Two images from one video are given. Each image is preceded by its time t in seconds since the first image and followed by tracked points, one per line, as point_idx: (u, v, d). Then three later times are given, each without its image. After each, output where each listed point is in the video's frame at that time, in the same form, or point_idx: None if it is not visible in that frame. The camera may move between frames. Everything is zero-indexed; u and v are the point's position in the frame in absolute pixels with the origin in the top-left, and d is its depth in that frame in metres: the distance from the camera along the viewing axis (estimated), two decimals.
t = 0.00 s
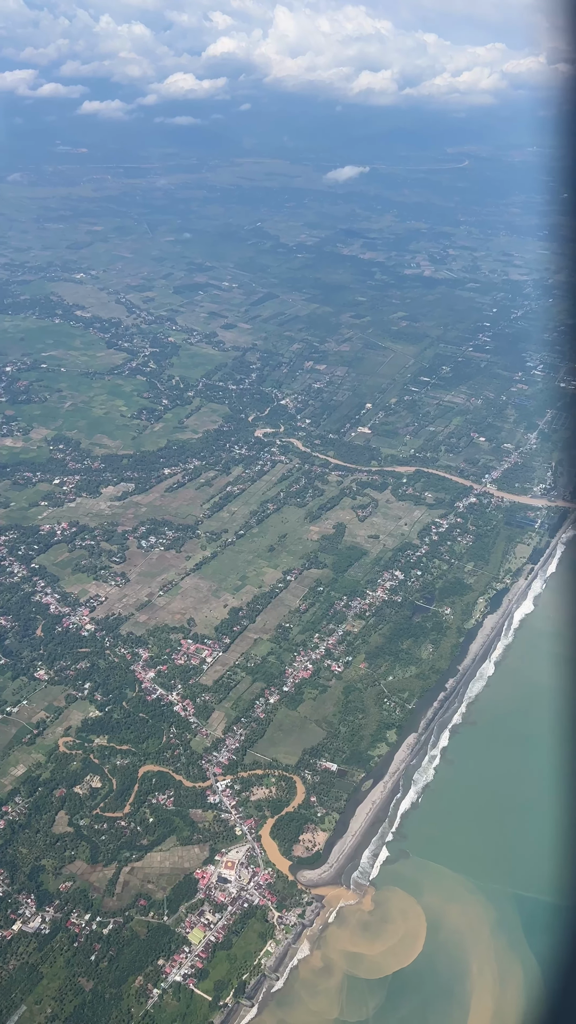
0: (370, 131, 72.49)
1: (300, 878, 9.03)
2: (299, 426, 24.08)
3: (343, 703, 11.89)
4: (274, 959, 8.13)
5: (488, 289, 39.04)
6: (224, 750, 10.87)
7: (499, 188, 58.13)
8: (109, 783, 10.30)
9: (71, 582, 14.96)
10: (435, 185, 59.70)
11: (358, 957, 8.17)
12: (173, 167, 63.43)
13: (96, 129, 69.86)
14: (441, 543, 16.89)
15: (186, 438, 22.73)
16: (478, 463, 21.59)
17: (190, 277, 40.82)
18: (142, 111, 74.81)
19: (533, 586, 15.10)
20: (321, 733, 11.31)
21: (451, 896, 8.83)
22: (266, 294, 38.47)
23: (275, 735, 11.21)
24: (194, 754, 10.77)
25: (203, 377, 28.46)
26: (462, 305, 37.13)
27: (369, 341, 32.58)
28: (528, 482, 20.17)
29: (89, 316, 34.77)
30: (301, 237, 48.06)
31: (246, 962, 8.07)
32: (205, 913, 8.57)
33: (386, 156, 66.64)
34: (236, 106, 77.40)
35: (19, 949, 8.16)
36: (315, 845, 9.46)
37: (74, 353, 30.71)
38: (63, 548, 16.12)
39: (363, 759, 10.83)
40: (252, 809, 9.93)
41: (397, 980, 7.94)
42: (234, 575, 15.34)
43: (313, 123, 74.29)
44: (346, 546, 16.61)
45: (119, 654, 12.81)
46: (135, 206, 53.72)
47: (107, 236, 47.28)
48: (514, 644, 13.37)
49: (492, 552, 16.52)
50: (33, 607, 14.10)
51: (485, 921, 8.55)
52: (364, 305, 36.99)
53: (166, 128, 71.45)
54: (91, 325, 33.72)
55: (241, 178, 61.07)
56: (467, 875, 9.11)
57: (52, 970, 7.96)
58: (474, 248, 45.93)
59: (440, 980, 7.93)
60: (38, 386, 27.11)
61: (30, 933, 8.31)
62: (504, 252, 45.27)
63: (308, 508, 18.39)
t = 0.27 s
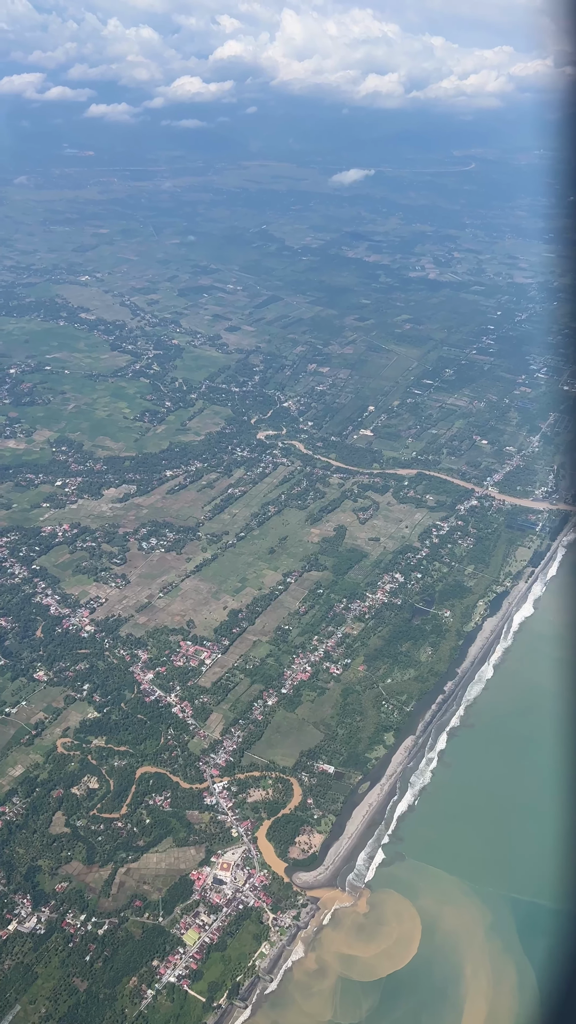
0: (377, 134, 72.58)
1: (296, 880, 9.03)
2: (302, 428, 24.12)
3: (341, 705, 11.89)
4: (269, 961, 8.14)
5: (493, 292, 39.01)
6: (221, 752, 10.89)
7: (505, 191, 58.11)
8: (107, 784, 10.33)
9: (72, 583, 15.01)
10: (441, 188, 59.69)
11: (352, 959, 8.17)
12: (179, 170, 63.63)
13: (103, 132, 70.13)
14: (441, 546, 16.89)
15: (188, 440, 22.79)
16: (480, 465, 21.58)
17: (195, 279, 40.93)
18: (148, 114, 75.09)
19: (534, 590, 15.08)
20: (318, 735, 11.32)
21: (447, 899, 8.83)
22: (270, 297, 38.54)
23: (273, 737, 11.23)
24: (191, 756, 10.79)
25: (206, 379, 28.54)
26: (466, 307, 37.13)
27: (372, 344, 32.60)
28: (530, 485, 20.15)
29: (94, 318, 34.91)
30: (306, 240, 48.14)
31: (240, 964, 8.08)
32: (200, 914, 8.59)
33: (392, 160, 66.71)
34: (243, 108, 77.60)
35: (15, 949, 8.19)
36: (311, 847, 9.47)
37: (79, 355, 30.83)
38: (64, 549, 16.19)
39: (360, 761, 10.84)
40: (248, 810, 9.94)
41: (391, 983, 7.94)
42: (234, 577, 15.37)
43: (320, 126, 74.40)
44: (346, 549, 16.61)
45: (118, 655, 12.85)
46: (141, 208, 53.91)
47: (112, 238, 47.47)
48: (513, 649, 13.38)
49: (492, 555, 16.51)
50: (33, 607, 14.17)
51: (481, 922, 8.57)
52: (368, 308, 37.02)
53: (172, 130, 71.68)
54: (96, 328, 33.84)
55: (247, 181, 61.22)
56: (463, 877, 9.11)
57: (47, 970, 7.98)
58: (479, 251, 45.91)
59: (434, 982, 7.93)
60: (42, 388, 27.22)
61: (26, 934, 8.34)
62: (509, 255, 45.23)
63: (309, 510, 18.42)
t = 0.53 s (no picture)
0: (384, 137, 72.65)
1: (292, 882, 9.04)
2: (305, 432, 24.15)
3: (340, 708, 11.89)
4: (264, 963, 8.15)
5: (498, 295, 38.97)
6: (219, 754, 10.92)
7: (511, 194, 58.08)
8: (105, 785, 10.36)
9: (73, 585, 15.07)
10: (447, 191, 59.66)
11: (347, 962, 8.18)
12: (187, 174, 63.83)
13: (110, 137, 70.40)
14: (442, 549, 16.88)
15: (191, 443, 22.85)
16: (482, 468, 21.57)
17: (201, 282, 41.03)
18: (156, 118, 75.36)
19: (535, 594, 15.06)
20: (317, 738, 11.32)
21: (443, 901, 8.83)
22: (275, 300, 38.60)
23: (271, 739, 11.24)
24: (190, 757, 10.83)
25: (210, 382, 28.62)
26: (471, 310, 37.11)
27: (377, 347, 32.62)
28: (532, 488, 20.13)
29: (99, 322, 35.04)
30: (312, 243, 48.23)
31: (235, 966, 8.10)
32: (196, 916, 8.61)
33: (399, 163, 66.78)
34: (250, 112, 77.78)
35: (11, 949, 8.22)
36: (308, 850, 9.48)
37: (84, 358, 30.95)
38: (66, 551, 16.26)
39: (358, 764, 10.83)
40: (246, 812, 9.96)
41: (386, 986, 7.94)
42: (235, 580, 15.41)
43: (326, 130, 74.51)
44: (347, 552, 16.63)
45: (119, 657, 12.90)
46: (148, 212, 54.11)
47: (119, 242, 47.64)
48: (513, 652, 13.37)
49: (493, 558, 16.49)
50: (34, 609, 14.23)
51: (477, 926, 8.57)
52: (373, 311, 37.05)
53: (179, 135, 71.91)
54: (101, 331, 33.97)
55: (255, 184, 61.38)
56: (459, 881, 9.12)
57: (43, 971, 8.01)
58: (484, 255, 45.89)
59: (429, 986, 7.93)
60: (46, 390, 27.34)
61: (22, 934, 8.37)
62: (515, 258, 45.18)
63: (311, 513, 18.43)
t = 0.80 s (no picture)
0: (392, 141, 72.71)
1: (289, 885, 9.05)
2: (309, 435, 24.19)
3: (340, 711, 11.90)
4: (260, 966, 8.16)
5: (504, 299, 38.93)
6: (219, 756, 10.94)
7: (519, 198, 58.06)
8: (104, 787, 10.40)
9: (76, 587, 15.14)
10: (455, 195, 59.65)
11: (343, 965, 8.18)
12: (194, 178, 64.07)
13: (119, 141, 70.73)
14: (445, 552, 16.86)
15: (196, 446, 22.92)
16: (486, 472, 21.54)
17: (207, 286, 41.17)
18: (164, 123, 75.68)
19: (537, 597, 15.03)
20: (316, 741, 11.33)
21: (440, 906, 8.84)
22: (281, 304, 38.69)
23: (270, 742, 11.26)
24: (189, 760, 10.85)
25: (215, 385, 28.69)
26: (477, 314, 37.10)
27: (382, 350, 32.64)
28: (536, 492, 20.09)
29: (106, 325, 35.20)
30: (318, 247, 48.32)
31: (231, 968, 8.11)
32: (193, 918, 8.62)
33: (406, 168, 66.85)
34: (258, 116, 77.98)
35: (9, 949, 8.26)
36: (305, 853, 9.48)
37: (90, 361, 31.10)
38: (69, 554, 16.33)
39: (357, 768, 10.84)
40: (244, 814, 9.97)
41: (382, 991, 7.94)
42: (237, 582, 15.44)
43: (334, 134, 74.63)
44: (350, 555, 16.64)
45: (120, 659, 12.95)
46: (156, 216, 54.34)
47: (126, 246, 47.86)
48: (514, 656, 13.35)
49: (496, 562, 16.47)
50: (37, 611, 14.31)
51: (475, 931, 8.58)
52: (379, 315, 37.08)
53: (187, 139, 72.17)
54: (107, 335, 34.12)
55: (262, 189, 61.55)
56: (457, 884, 9.12)
57: (39, 971, 8.05)
58: (491, 258, 45.86)
59: (425, 991, 7.94)
60: (52, 394, 27.48)
61: (20, 934, 8.41)
62: (522, 262, 45.11)
63: (314, 516, 18.45)
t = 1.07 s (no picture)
0: (401, 145, 72.73)
1: (288, 888, 9.05)
2: (313, 439, 24.21)
3: (340, 715, 11.90)
4: (257, 968, 8.17)
5: (511, 303, 38.87)
6: (219, 759, 10.96)
7: (527, 202, 57.98)
8: (104, 789, 10.44)
9: (79, 590, 15.20)
10: (464, 200, 59.62)
11: (341, 969, 8.17)
12: (203, 183, 64.30)
13: (128, 146, 71.04)
14: (448, 556, 16.84)
15: (201, 450, 22.98)
16: (491, 476, 21.51)
17: (214, 290, 41.29)
18: (173, 127, 75.95)
19: (540, 602, 15.00)
20: (317, 745, 11.33)
21: (438, 909, 8.84)
22: (288, 308, 38.76)
23: (271, 745, 11.27)
24: (189, 762, 10.87)
25: (221, 389, 28.77)
26: (484, 318, 37.05)
27: (388, 355, 32.66)
28: (541, 496, 20.05)
29: (113, 330, 35.35)
30: (326, 251, 48.39)
31: (229, 970, 8.12)
32: (191, 920, 8.64)
33: (415, 172, 66.88)
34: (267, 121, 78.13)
35: (7, 950, 8.30)
36: (304, 856, 9.48)
37: (96, 365, 31.25)
38: (73, 557, 16.40)
39: (357, 772, 10.83)
40: (243, 817, 9.98)
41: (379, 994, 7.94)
42: (240, 586, 15.47)
43: (343, 138, 74.70)
44: (353, 559, 16.65)
45: (122, 662, 12.99)
46: (164, 221, 54.57)
47: (134, 250, 48.07)
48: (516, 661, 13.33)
49: (499, 566, 16.43)
50: (40, 613, 14.37)
51: (473, 935, 8.58)
52: (386, 319, 37.09)
53: (196, 144, 72.41)
54: (114, 339, 34.26)
55: (271, 193, 61.69)
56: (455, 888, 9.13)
57: (37, 972, 8.08)
58: (499, 262, 45.80)
59: (422, 994, 7.94)
60: (59, 397, 27.63)
61: (18, 935, 8.45)
62: (529, 266, 45.06)
63: (317, 520, 18.47)
